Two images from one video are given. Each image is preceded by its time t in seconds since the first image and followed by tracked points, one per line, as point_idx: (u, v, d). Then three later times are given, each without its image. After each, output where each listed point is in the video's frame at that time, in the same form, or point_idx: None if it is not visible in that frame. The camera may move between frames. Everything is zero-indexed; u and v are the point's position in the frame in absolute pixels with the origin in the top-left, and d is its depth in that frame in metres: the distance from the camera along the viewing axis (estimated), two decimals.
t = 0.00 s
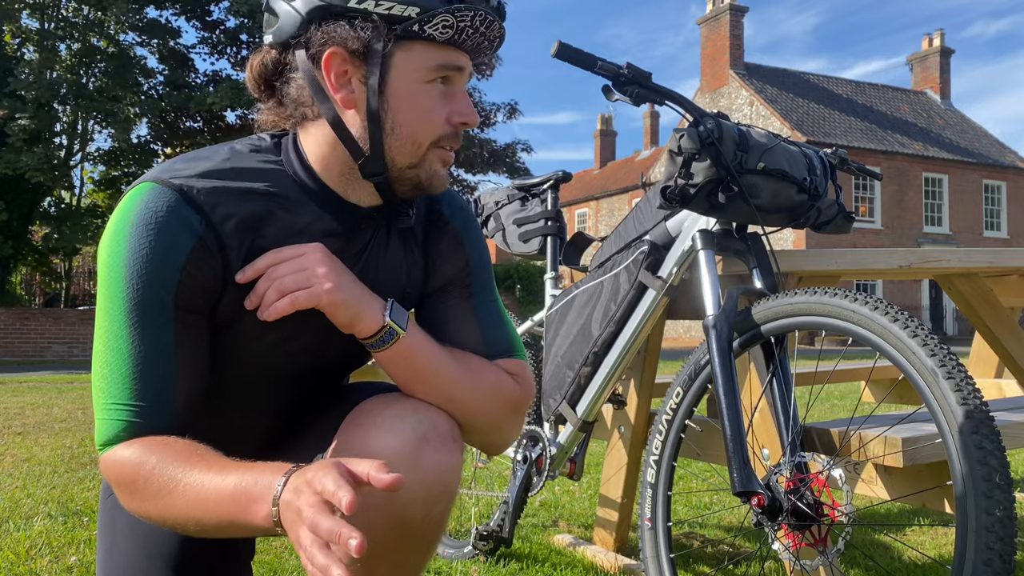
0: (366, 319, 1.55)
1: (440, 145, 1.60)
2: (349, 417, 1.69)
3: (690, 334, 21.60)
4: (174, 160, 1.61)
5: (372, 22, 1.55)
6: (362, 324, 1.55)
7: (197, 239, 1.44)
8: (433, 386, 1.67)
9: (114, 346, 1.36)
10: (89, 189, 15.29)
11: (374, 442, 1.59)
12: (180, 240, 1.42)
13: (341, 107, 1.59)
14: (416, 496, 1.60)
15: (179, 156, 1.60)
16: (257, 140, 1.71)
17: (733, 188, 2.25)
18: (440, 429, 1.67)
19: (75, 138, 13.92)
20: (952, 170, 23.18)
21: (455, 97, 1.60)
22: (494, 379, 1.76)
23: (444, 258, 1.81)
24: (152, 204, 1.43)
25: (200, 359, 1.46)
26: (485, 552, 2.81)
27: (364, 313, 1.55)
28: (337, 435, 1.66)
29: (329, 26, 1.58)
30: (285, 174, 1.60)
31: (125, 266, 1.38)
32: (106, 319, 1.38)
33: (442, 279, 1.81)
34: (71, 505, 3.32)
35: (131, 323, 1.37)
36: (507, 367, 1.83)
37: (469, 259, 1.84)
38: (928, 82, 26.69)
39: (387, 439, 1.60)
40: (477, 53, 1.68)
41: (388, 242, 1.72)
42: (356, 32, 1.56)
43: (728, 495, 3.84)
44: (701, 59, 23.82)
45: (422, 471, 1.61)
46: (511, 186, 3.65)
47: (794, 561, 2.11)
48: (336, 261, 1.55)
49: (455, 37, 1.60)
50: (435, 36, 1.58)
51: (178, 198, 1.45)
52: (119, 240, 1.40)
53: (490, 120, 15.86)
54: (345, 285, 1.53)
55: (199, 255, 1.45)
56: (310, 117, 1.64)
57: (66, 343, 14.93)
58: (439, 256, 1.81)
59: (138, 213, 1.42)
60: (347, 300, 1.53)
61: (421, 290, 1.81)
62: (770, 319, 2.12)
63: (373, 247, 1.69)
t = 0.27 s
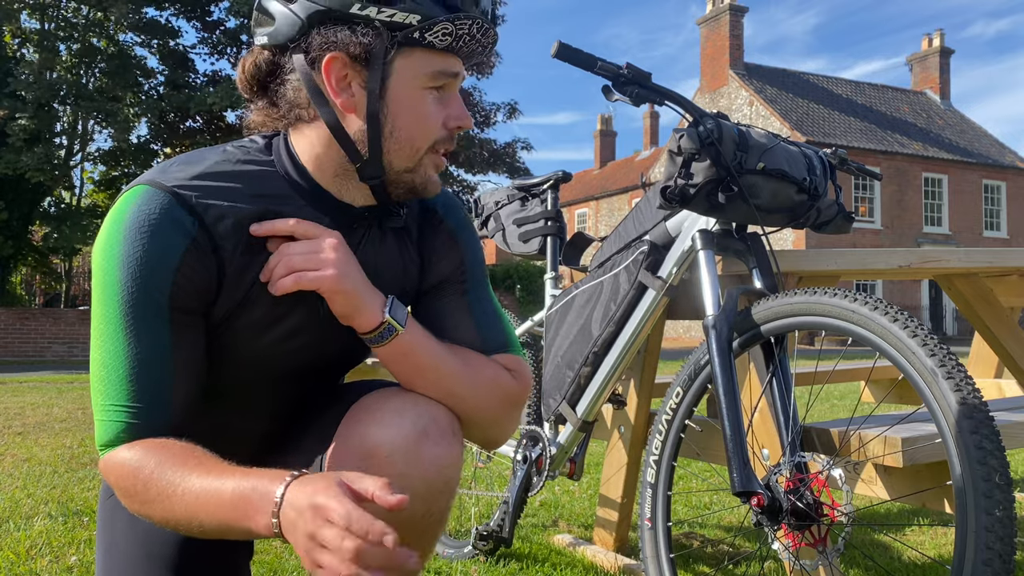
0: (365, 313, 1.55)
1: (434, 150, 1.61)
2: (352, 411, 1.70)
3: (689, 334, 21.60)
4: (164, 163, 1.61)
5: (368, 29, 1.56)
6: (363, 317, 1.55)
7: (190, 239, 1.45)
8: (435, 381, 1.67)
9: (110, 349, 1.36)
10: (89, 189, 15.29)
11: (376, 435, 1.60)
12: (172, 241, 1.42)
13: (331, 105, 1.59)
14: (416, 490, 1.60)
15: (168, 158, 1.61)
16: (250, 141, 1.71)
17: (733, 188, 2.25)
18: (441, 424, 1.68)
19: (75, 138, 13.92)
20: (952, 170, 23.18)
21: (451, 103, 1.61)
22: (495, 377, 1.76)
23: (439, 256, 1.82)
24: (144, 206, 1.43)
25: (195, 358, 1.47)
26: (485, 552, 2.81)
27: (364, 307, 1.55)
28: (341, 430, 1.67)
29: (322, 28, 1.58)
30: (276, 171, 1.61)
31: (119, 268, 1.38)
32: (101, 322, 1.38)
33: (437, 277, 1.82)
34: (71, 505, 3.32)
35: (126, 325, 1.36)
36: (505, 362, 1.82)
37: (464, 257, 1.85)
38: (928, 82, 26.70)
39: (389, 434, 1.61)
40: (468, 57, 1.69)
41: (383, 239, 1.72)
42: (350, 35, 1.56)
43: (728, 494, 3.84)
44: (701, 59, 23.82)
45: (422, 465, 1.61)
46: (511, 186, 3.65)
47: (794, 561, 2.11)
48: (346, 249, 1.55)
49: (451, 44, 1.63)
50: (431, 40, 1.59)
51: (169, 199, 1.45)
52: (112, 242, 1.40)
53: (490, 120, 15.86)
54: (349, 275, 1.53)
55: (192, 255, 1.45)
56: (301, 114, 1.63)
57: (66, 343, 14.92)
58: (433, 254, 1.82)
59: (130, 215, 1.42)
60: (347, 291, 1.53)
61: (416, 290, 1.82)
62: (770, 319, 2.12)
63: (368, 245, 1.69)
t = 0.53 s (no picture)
0: (372, 317, 1.57)
1: (430, 161, 1.61)
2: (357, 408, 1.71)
3: (689, 334, 21.60)
4: (159, 165, 1.62)
5: (374, 39, 1.55)
6: (369, 321, 1.57)
7: (184, 235, 1.45)
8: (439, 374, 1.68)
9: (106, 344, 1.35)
10: (89, 189, 15.29)
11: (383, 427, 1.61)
12: (166, 236, 1.42)
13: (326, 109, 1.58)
14: (428, 482, 1.61)
15: (163, 160, 1.61)
16: (246, 141, 1.72)
17: (733, 188, 2.25)
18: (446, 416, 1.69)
19: (74, 138, 13.92)
20: (952, 170, 23.17)
21: (450, 117, 1.60)
22: (497, 369, 1.77)
23: (434, 255, 1.82)
24: (138, 203, 1.43)
25: (194, 354, 1.46)
26: (485, 552, 2.82)
27: (371, 311, 1.57)
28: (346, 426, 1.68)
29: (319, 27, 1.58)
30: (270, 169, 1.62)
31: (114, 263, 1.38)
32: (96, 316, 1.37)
33: (434, 276, 1.82)
34: (71, 505, 3.32)
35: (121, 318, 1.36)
36: (508, 356, 1.83)
37: (461, 256, 1.84)
38: (928, 82, 26.70)
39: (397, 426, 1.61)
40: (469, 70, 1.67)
41: (381, 239, 1.72)
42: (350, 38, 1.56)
43: (728, 494, 3.84)
44: (701, 59, 23.81)
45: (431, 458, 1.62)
46: (511, 186, 3.65)
47: (794, 560, 2.12)
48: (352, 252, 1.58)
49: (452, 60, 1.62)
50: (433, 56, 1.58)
51: (164, 196, 1.45)
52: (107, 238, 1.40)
53: (490, 120, 15.86)
54: (356, 277, 1.54)
55: (187, 251, 1.45)
56: (295, 113, 1.63)
57: (66, 343, 14.92)
58: (430, 253, 1.81)
59: (125, 211, 1.42)
60: (354, 294, 1.54)
61: (413, 289, 1.82)
62: (770, 319, 2.12)
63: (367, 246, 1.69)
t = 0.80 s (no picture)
0: (376, 317, 1.57)
1: (368, 150, 1.50)
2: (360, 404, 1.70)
3: (689, 334, 21.61)
4: (172, 171, 1.61)
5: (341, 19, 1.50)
6: (375, 319, 1.57)
7: (197, 246, 1.44)
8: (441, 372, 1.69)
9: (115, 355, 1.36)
10: (89, 189, 15.29)
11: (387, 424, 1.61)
12: (180, 248, 1.42)
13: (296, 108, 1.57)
14: (431, 480, 1.62)
15: (175, 166, 1.61)
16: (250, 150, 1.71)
17: (733, 188, 2.26)
18: (449, 413, 1.69)
19: (74, 138, 13.92)
20: (952, 171, 23.18)
21: (382, 101, 1.50)
22: (500, 369, 1.77)
23: (438, 256, 1.82)
24: (152, 214, 1.43)
25: (201, 364, 1.46)
26: (485, 552, 2.82)
27: (375, 312, 1.56)
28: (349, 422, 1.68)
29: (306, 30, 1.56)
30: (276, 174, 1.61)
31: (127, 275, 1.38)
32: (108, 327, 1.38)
33: (439, 277, 1.83)
34: (71, 504, 3.32)
35: (132, 330, 1.36)
36: (510, 356, 1.84)
37: (464, 255, 1.85)
38: (928, 82, 26.71)
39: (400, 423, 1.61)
40: (433, 63, 1.58)
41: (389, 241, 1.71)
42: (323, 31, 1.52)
43: (728, 494, 3.84)
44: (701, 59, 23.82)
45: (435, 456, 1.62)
46: (510, 187, 3.65)
47: (794, 560, 2.12)
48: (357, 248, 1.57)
49: (409, 52, 1.53)
50: (384, 41, 1.51)
51: (179, 207, 1.45)
52: (121, 248, 1.40)
53: (490, 120, 15.86)
54: (361, 277, 1.54)
55: (200, 261, 1.44)
56: (284, 119, 1.62)
57: (65, 343, 14.93)
58: (434, 253, 1.82)
59: (139, 222, 1.42)
60: (358, 294, 1.54)
61: (418, 290, 1.82)
62: (771, 319, 2.12)
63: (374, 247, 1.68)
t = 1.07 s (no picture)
0: (361, 321, 1.58)
1: (334, 153, 1.50)
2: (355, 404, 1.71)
3: (689, 334, 21.61)
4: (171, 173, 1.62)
5: (319, 16, 1.51)
6: (360, 325, 1.58)
7: (190, 248, 1.44)
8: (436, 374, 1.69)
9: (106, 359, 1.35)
10: (89, 189, 15.29)
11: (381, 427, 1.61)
12: (173, 251, 1.42)
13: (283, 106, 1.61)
14: (425, 481, 1.62)
15: (174, 168, 1.61)
16: (243, 154, 1.71)
17: (733, 188, 2.26)
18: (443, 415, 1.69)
19: (74, 137, 13.91)
20: (952, 170, 23.17)
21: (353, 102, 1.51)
22: (496, 373, 1.77)
23: (436, 258, 1.81)
24: (146, 216, 1.43)
25: (193, 365, 1.46)
26: (485, 552, 2.81)
27: (358, 315, 1.57)
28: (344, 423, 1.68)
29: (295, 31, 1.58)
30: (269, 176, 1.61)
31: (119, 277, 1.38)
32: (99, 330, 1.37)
33: (436, 279, 1.82)
34: (71, 505, 3.32)
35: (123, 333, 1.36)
36: (507, 359, 1.84)
37: (462, 257, 1.84)
38: (928, 82, 26.71)
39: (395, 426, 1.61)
40: (410, 72, 1.55)
41: (384, 247, 1.72)
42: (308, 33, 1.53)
43: (728, 494, 3.84)
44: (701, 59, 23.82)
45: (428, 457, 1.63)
46: (510, 187, 3.65)
47: (794, 560, 2.12)
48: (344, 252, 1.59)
49: (380, 58, 1.52)
50: (356, 46, 1.50)
51: (172, 210, 1.45)
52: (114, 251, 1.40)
53: (490, 120, 15.86)
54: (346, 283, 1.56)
55: (191, 263, 1.44)
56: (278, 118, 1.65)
57: (65, 343, 14.93)
58: (431, 255, 1.81)
59: (132, 225, 1.42)
60: (340, 297, 1.56)
61: (414, 293, 1.82)
62: (770, 319, 2.12)
63: (367, 253, 1.69)
